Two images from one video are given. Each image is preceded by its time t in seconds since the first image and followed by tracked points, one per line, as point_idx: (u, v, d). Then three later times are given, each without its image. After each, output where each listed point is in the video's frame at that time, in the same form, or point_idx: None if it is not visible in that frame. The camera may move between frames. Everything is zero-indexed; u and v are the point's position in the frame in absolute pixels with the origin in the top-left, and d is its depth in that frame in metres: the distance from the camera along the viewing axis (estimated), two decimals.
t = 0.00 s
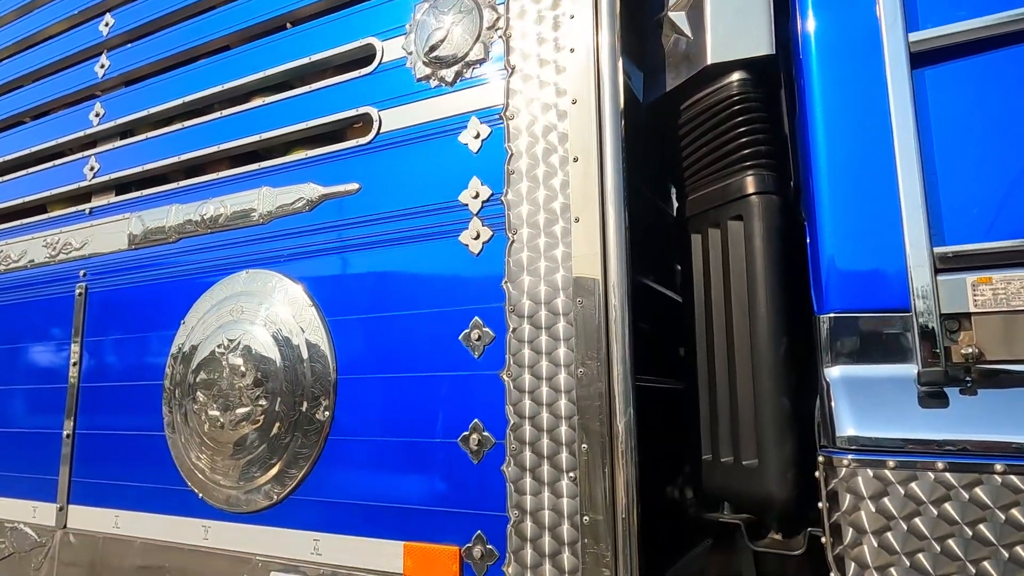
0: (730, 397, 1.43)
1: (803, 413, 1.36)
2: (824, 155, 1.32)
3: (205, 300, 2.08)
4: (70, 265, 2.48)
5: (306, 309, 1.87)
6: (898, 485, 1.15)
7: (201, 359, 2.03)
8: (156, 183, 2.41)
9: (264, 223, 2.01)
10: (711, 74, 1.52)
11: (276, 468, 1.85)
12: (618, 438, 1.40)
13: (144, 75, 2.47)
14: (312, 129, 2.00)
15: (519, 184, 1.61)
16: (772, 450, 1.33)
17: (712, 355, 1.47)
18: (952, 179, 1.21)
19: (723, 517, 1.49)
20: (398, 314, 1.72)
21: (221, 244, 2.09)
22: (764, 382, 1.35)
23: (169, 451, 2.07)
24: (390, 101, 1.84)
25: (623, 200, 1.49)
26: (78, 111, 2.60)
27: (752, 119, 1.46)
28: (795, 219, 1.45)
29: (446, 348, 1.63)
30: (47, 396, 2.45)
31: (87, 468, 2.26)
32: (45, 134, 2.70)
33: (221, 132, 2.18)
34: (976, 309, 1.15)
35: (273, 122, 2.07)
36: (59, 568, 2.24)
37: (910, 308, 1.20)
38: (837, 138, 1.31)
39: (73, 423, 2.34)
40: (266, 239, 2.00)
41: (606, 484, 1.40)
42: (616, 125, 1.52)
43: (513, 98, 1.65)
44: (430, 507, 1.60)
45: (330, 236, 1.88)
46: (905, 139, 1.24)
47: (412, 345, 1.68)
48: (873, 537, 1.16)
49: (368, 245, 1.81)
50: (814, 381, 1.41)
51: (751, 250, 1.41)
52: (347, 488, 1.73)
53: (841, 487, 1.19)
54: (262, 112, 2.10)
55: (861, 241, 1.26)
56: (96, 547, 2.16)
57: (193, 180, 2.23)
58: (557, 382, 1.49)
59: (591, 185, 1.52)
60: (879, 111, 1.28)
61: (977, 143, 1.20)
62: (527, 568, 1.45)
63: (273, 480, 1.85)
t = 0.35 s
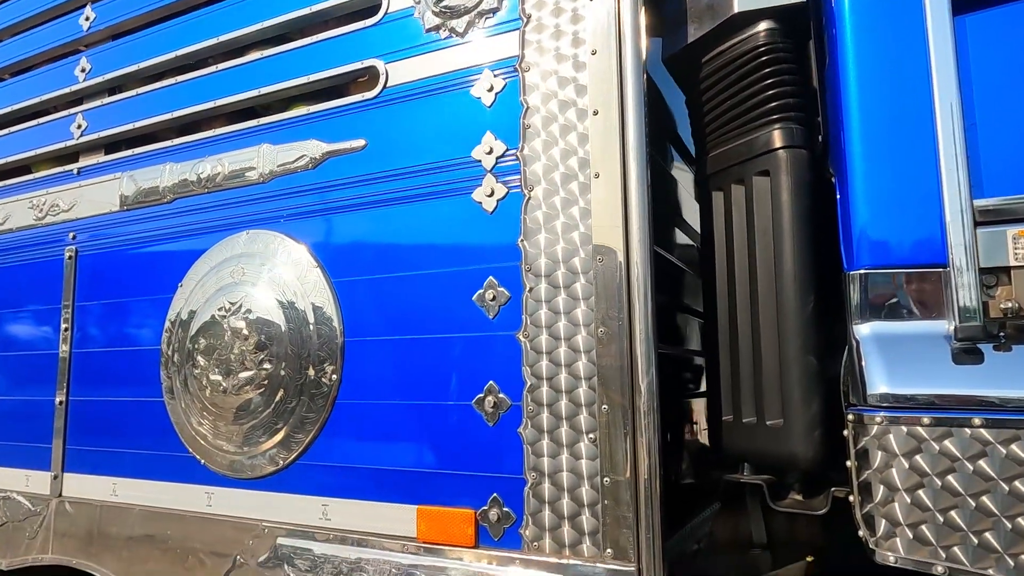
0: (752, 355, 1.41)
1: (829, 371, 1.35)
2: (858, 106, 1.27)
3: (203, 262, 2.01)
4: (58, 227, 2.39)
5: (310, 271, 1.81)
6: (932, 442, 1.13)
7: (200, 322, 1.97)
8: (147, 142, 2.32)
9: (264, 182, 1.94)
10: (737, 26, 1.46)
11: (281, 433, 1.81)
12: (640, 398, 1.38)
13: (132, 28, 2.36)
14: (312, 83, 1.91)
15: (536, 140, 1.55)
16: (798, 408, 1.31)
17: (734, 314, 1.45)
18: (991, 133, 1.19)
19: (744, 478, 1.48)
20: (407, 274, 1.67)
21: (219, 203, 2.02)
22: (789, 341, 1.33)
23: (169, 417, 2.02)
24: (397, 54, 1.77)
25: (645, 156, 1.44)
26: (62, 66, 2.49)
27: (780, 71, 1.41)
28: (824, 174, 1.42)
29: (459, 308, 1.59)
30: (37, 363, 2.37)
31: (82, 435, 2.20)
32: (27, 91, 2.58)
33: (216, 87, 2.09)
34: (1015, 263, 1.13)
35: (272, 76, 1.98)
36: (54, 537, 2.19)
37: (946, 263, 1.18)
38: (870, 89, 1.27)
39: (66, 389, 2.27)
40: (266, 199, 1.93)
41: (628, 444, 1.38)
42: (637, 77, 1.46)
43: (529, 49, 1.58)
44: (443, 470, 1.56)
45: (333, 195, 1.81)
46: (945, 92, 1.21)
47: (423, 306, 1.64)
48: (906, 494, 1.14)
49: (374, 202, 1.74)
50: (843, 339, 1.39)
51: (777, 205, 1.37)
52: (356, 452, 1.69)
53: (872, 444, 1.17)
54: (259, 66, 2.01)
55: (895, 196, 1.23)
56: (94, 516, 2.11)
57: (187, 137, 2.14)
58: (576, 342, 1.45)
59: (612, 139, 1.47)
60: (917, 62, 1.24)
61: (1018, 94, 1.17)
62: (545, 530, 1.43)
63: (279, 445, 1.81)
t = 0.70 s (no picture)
0: (756, 340, 1.41)
1: (832, 357, 1.35)
2: (866, 91, 1.26)
3: (196, 246, 1.98)
4: (43, 209, 2.33)
5: (307, 255, 1.78)
6: (938, 428, 1.13)
7: (194, 306, 1.94)
8: (135, 122, 2.26)
9: (258, 164, 1.90)
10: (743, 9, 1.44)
11: (279, 419, 1.79)
12: (645, 383, 1.37)
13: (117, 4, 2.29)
14: (307, 63, 1.86)
15: (538, 122, 1.53)
16: (802, 394, 1.32)
17: (738, 300, 1.45)
18: (999, 118, 1.19)
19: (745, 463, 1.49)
20: (407, 259, 1.64)
21: (212, 186, 1.98)
22: (795, 326, 1.33)
23: (162, 403, 1.99)
24: (395, 33, 1.73)
25: (651, 139, 1.42)
26: (44, 43, 2.41)
27: (786, 54, 1.40)
28: (829, 159, 1.41)
29: (460, 293, 1.57)
30: (24, 348, 2.32)
31: (73, 420, 2.17)
32: (8, 68, 2.50)
33: (207, 66, 2.04)
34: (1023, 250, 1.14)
35: (265, 55, 1.93)
36: (46, 524, 2.16)
37: (954, 250, 1.18)
38: (880, 73, 1.25)
39: (54, 374, 2.23)
40: (260, 181, 1.89)
41: (631, 431, 1.38)
42: (642, 57, 1.44)
43: (531, 30, 1.55)
44: (444, 456, 1.56)
45: (329, 177, 1.78)
46: (955, 77, 1.20)
47: (424, 291, 1.62)
48: (910, 479, 1.15)
49: (372, 186, 1.71)
50: (848, 325, 1.41)
51: (783, 190, 1.36)
52: (355, 438, 1.67)
53: (877, 430, 1.18)
54: (252, 44, 1.96)
55: (903, 181, 1.22)
56: (86, 502, 2.09)
57: (177, 117, 2.09)
58: (579, 328, 1.44)
59: (617, 121, 1.45)
60: (927, 46, 1.24)
61: None
62: (548, 516, 1.43)
63: (276, 431, 1.79)
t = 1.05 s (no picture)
0: (760, 339, 1.41)
1: (835, 356, 1.36)
2: (873, 89, 1.26)
3: (191, 241, 1.95)
4: (32, 203, 2.29)
5: (304, 251, 1.76)
6: (944, 428, 1.14)
7: (189, 303, 1.91)
8: (126, 114, 2.22)
9: (254, 159, 1.87)
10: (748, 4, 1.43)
11: (277, 417, 1.77)
12: (648, 382, 1.36)
13: None
14: (303, 56, 1.83)
15: (541, 118, 1.51)
16: (807, 392, 1.32)
17: (741, 298, 1.45)
18: (1006, 117, 1.19)
19: (747, 461, 1.49)
20: (407, 255, 1.63)
21: (207, 180, 1.94)
22: (800, 323, 1.33)
23: (156, 401, 1.96)
24: (394, 26, 1.70)
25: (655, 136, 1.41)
26: (31, 32, 2.35)
27: (792, 50, 1.38)
28: (834, 156, 1.41)
29: (462, 290, 1.55)
30: (13, 344, 2.28)
31: (64, 417, 2.14)
32: None
33: (200, 58, 2.00)
34: None
35: (260, 47, 1.90)
36: (38, 522, 2.13)
37: (961, 249, 1.18)
38: (887, 71, 1.25)
39: (45, 371, 2.19)
40: (256, 176, 1.86)
41: (635, 429, 1.37)
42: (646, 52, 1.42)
43: (534, 24, 1.53)
44: (445, 454, 1.55)
45: (327, 173, 1.75)
46: (963, 74, 1.20)
47: (425, 289, 1.60)
48: (915, 479, 1.16)
49: (371, 181, 1.69)
50: (850, 325, 1.42)
51: (789, 187, 1.36)
52: (355, 435, 1.66)
53: (883, 430, 1.18)
54: (246, 36, 1.92)
55: (910, 180, 1.22)
56: (79, 501, 2.06)
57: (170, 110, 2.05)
58: (582, 326, 1.43)
59: (621, 118, 1.43)
60: (936, 43, 1.23)
61: None
62: (550, 515, 1.43)
63: (273, 429, 1.77)
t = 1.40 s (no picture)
0: (755, 355, 1.41)
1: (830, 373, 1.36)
2: (868, 108, 1.26)
3: (182, 252, 1.93)
4: (20, 212, 2.26)
5: (297, 264, 1.74)
6: (938, 449, 1.14)
7: (179, 314, 1.89)
8: (116, 122, 2.19)
9: (245, 169, 1.85)
10: (743, 19, 1.42)
11: (268, 431, 1.75)
12: (644, 399, 1.36)
13: None
14: (295, 66, 1.81)
15: (534, 132, 1.50)
16: (802, 410, 1.31)
17: (736, 314, 1.44)
18: (1000, 138, 1.18)
19: (741, 477, 1.48)
20: (400, 268, 1.61)
21: (197, 191, 1.93)
22: (795, 340, 1.33)
23: (146, 414, 1.94)
24: (387, 37, 1.68)
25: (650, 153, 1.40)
26: (19, 38, 2.32)
27: (787, 67, 1.38)
28: (828, 173, 1.40)
29: (455, 305, 1.54)
30: (0, 355, 2.25)
31: (53, 430, 2.12)
32: None
33: (191, 66, 1.98)
34: None
35: (251, 57, 1.88)
36: (26, 535, 2.11)
37: (955, 269, 1.18)
38: (882, 87, 1.25)
39: (33, 382, 2.17)
40: (247, 187, 1.85)
41: (630, 447, 1.37)
42: (641, 68, 1.41)
43: (528, 37, 1.52)
44: (439, 470, 1.54)
45: (320, 185, 1.74)
46: (958, 89, 1.20)
47: (418, 303, 1.59)
48: (910, 500, 1.16)
49: (364, 194, 1.68)
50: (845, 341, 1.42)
51: (783, 204, 1.35)
52: (348, 451, 1.65)
53: (877, 450, 1.18)
54: (237, 45, 1.91)
55: (905, 200, 1.22)
56: (68, 514, 2.03)
57: (160, 119, 2.03)
58: (577, 343, 1.43)
59: (616, 133, 1.42)
60: (930, 59, 1.23)
61: None
62: (545, 532, 1.43)
63: (265, 443, 1.75)
